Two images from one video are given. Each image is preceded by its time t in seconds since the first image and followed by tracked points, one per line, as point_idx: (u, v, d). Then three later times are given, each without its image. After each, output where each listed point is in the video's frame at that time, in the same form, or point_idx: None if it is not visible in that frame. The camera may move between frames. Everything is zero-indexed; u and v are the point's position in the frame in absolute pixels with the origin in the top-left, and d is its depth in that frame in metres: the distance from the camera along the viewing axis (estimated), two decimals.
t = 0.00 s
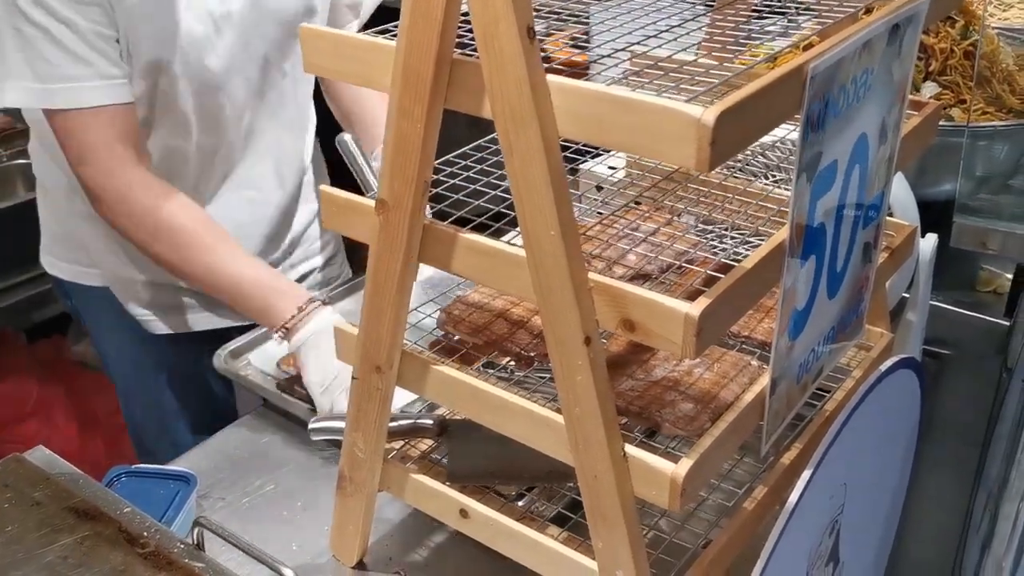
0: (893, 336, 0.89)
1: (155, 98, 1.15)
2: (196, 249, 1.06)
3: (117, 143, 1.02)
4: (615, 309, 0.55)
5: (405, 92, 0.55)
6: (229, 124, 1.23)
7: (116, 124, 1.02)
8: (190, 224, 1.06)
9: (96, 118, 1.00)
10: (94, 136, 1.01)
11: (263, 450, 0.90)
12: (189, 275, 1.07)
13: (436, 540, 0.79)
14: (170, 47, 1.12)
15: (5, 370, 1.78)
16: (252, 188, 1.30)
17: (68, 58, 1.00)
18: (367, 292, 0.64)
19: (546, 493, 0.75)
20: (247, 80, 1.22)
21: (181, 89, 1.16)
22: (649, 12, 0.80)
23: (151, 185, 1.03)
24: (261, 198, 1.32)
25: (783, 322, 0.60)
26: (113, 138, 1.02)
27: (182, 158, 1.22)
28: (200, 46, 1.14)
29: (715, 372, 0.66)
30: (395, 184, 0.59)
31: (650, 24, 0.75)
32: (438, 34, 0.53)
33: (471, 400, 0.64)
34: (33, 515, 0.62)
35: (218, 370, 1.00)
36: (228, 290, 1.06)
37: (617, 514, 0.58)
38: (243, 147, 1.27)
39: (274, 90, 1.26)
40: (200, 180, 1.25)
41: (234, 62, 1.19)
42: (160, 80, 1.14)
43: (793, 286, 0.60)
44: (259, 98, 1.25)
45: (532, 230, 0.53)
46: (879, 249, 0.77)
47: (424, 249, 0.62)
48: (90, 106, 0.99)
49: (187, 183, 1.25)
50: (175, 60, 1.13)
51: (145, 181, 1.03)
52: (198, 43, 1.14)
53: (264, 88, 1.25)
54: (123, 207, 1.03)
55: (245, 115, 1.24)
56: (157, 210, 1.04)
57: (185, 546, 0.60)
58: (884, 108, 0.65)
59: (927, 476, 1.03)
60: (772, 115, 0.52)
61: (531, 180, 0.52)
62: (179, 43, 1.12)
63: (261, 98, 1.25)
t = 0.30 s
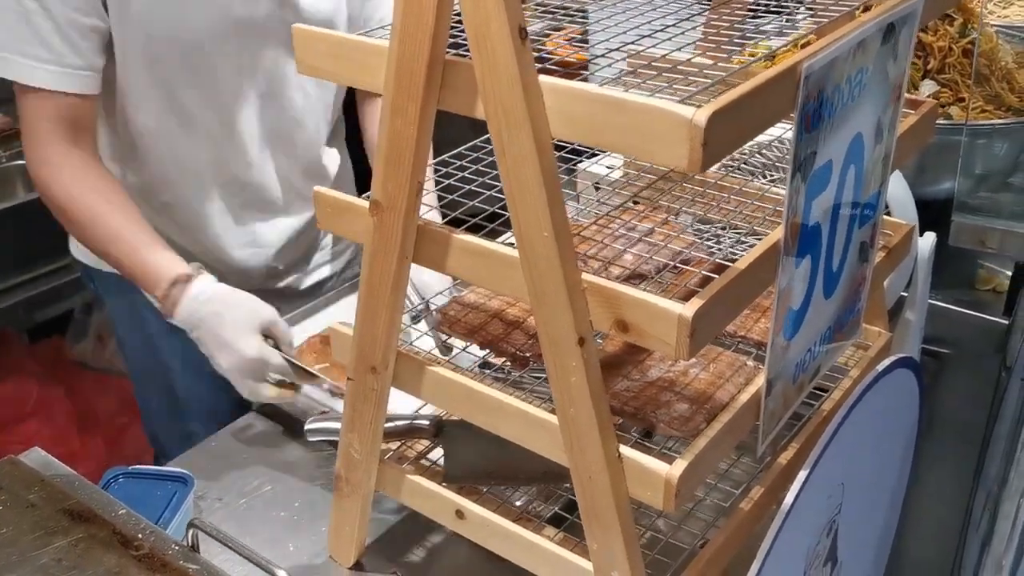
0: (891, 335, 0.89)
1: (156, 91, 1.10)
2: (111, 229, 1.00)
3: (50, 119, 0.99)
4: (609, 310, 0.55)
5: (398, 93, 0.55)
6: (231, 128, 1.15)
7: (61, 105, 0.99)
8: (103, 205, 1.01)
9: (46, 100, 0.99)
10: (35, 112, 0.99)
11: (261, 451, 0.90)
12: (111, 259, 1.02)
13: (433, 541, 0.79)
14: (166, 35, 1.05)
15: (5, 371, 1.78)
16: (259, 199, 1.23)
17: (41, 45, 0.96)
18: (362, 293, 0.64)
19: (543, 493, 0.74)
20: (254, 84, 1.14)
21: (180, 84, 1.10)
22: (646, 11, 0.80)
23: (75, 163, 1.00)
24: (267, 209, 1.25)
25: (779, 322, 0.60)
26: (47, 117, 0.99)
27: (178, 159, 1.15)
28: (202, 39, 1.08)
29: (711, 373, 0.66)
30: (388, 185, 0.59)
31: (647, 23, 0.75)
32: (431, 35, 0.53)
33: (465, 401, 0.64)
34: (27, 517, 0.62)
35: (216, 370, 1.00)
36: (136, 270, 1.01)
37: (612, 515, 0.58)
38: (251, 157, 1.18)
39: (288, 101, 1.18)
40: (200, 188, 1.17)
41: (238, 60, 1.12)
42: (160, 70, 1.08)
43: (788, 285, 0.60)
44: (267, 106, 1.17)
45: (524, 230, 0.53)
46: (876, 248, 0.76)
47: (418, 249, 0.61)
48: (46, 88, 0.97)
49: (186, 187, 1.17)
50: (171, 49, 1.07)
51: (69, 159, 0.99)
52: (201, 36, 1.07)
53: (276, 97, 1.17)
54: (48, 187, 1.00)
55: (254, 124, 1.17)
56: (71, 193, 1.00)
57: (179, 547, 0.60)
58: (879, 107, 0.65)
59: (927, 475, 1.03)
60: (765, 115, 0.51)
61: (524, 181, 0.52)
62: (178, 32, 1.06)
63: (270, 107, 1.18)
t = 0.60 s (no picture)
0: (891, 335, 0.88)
1: (159, 74, 1.20)
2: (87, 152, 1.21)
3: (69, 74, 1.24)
4: (604, 311, 0.55)
5: (393, 94, 0.55)
6: (226, 120, 1.21)
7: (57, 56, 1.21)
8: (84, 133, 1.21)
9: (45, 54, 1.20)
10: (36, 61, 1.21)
11: (260, 451, 0.90)
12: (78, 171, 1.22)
13: (431, 541, 0.79)
14: (167, 24, 1.14)
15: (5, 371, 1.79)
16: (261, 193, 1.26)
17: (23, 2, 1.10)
18: (359, 294, 0.64)
19: (541, 493, 0.74)
20: (252, 80, 1.19)
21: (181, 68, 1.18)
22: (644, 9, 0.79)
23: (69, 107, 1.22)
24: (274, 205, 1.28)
25: (776, 322, 0.60)
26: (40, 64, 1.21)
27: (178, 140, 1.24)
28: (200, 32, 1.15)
29: (708, 373, 0.66)
30: (384, 186, 0.59)
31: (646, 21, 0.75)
32: (425, 36, 0.53)
33: (462, 401, 0.64)
34: (23, 518, 0.62)
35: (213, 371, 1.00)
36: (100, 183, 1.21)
37: (609, 516, 0.58)
38: (249, 151, 1.23)
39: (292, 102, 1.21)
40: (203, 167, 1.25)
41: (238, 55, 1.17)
42: (164, 54, 1.18)
43: (785, 285, 0.60)
44: (268, 104, 1.21)
45: (520, 231, 0.53)
46: (874, 248, 0.76)
47: (414, 250, 0.61)
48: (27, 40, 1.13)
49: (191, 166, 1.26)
50: (171, 34, 1.16)
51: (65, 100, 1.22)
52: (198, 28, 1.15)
53: (278, 97, 1.20)
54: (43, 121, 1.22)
55: (253, 118, 1.21)
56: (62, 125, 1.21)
57: (175, 548, 0.60)
58: (876, 106, 0.65)
59: (927, 474, 1.02)
60: (759, 115, 0.51)
61: (519, 182, 0.52)
62: (178, 24, 1.14)
63: (271, 106, 1.21)
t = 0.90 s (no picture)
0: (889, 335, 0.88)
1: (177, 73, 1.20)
2: (139, 155, 1.20)
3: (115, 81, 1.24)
4: (599, 312, 0.55)
5: (388, 95, 0.55)
6: (240, 117, 1.22)
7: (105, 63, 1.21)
8: (133, 135, 1.21)
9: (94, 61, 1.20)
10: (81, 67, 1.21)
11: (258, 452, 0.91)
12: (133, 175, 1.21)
13: (429, 542, 0.79)
14: (191, 22, 1.16)
15: (6, 371, 1.75)
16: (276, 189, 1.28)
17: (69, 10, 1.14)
18: (355, 296, 0.64)
19: (539, 494, 0.74)
20: (262, 72, 1.20)
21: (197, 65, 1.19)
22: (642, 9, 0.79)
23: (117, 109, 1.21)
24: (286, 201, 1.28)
25: (772, 323, 0.60)
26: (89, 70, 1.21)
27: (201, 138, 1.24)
28: (211, 24, 1.16)
29: (704, 374, 0.66)
30: (380, 188, 0.59)
31: (644, 21, 0.74)
32: (420, 37, 0.53)
33: (459, 403, 0.64)
34: (20, 520, 0.62)
35: (212, 372, 1.00)
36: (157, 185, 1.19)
37: (605, 518, 0.58)
38: (262, 144, 1.24)
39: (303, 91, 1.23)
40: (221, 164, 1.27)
41: (249, 46, 1.19)
42: (181, 52, 1.19)
43: (781, 286, 0.60)
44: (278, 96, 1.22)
45: (515, 232, 0.53)
46: (871, 248, 0.76)
47: (410, 251, 0.61)
48: (73, 46, 1.15)
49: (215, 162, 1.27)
50: (194, 32, 1.17)
51: (111, 103, 1.22)
52: (208, 20, 1.16)
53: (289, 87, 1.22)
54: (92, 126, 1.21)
55: (263, 119, 1.22)
56: (111, 128, 1.20)
57: (172, 550, 0.60)
58: (873, 106, 0.65)
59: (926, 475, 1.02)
60: (754, 117, 0.51)
61: (514, 184, 0.52)
62: (199, 21, 1.16)
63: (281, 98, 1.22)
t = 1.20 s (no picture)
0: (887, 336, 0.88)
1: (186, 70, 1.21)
2: (148, 150, 1.20)
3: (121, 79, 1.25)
4: (597, 315, 0.55)
5: (386, 98, 0.56)
6: (242, 117, 1.22)
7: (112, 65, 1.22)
8: (143, 131, 1.21)
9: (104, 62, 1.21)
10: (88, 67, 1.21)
11: (258, 453, 0.91)
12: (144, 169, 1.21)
13: (428, 543, 0.79)
14: (196, 23, 1.17)
15: (6, 371, 1.75)
16: (278, 190, 1.28)
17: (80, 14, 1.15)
18: (354, 298, 0.64)
19: (538, 496, 0.75)
20: (267, 74, 1.20)
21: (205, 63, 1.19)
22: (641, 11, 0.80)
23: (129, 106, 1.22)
24: (289, 200, 1.29)
25: (769, 325, 0.60)
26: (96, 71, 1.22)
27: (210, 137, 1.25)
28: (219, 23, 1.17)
29: (702, 376, 0.66)
30: (378, 191, 0.59)
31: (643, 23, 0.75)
32: (417, 41, 0.53)
33: (457, 405, 0.64)
34: (19, 522, 0.62)
35: (211, 373, 1.00)
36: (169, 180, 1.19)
37: (603, 520, 0.58)
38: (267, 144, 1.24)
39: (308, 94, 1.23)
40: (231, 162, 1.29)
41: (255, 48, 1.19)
42: (190, 51, 1.20)
43: (779, 288, 0.60)
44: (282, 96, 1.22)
45: (513, 235, 0.53)
46: (869, 249, 0.76)
47: (408, 254, 0.61)
48: (81, 49, 1.16)
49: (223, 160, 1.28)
50: (198, 31, 1.18)
51: (115, 100, 1.22)
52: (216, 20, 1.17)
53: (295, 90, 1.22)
54: (100, 124, 1.22)
55: (264, 120, 1.23)
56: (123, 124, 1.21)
57: (171, 552, 0.60)
58: (870, 108, 0.65)
59: (925, 475, 1.03)
60: (752, 119, 0.52)
61: (512, 187, 0.52)
62: (203, 21, 1.17)
63: (285, 99, 1.22)
